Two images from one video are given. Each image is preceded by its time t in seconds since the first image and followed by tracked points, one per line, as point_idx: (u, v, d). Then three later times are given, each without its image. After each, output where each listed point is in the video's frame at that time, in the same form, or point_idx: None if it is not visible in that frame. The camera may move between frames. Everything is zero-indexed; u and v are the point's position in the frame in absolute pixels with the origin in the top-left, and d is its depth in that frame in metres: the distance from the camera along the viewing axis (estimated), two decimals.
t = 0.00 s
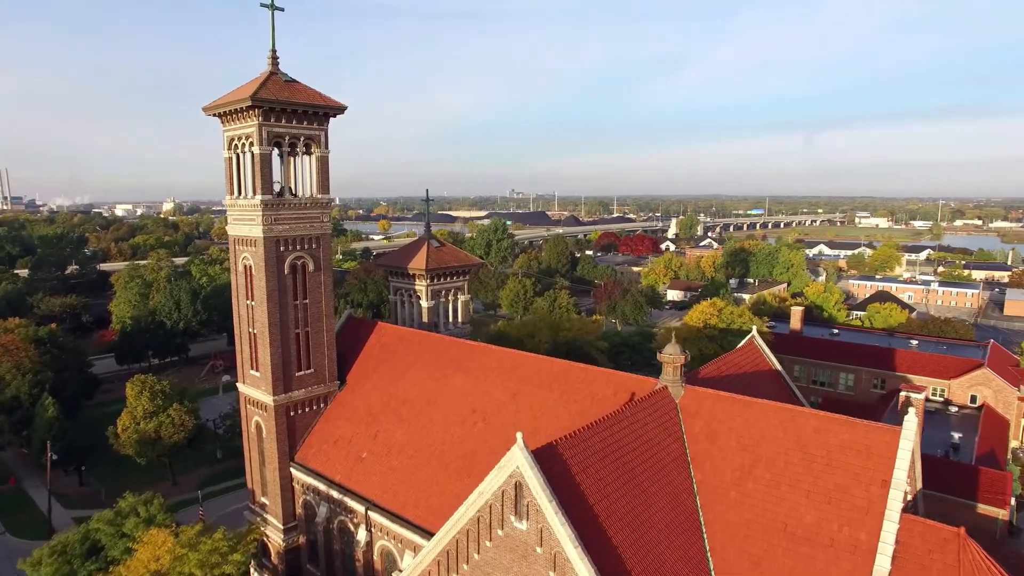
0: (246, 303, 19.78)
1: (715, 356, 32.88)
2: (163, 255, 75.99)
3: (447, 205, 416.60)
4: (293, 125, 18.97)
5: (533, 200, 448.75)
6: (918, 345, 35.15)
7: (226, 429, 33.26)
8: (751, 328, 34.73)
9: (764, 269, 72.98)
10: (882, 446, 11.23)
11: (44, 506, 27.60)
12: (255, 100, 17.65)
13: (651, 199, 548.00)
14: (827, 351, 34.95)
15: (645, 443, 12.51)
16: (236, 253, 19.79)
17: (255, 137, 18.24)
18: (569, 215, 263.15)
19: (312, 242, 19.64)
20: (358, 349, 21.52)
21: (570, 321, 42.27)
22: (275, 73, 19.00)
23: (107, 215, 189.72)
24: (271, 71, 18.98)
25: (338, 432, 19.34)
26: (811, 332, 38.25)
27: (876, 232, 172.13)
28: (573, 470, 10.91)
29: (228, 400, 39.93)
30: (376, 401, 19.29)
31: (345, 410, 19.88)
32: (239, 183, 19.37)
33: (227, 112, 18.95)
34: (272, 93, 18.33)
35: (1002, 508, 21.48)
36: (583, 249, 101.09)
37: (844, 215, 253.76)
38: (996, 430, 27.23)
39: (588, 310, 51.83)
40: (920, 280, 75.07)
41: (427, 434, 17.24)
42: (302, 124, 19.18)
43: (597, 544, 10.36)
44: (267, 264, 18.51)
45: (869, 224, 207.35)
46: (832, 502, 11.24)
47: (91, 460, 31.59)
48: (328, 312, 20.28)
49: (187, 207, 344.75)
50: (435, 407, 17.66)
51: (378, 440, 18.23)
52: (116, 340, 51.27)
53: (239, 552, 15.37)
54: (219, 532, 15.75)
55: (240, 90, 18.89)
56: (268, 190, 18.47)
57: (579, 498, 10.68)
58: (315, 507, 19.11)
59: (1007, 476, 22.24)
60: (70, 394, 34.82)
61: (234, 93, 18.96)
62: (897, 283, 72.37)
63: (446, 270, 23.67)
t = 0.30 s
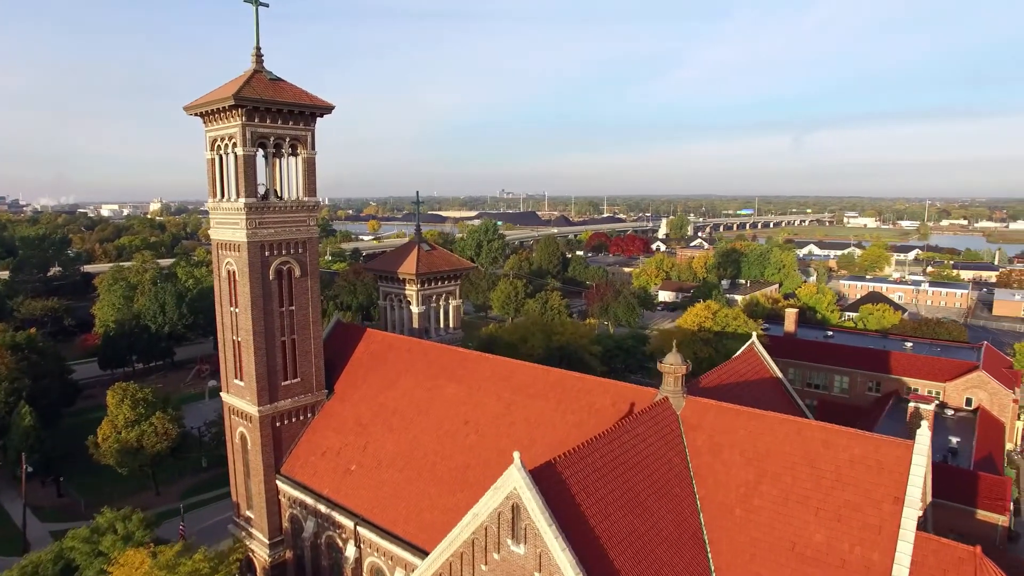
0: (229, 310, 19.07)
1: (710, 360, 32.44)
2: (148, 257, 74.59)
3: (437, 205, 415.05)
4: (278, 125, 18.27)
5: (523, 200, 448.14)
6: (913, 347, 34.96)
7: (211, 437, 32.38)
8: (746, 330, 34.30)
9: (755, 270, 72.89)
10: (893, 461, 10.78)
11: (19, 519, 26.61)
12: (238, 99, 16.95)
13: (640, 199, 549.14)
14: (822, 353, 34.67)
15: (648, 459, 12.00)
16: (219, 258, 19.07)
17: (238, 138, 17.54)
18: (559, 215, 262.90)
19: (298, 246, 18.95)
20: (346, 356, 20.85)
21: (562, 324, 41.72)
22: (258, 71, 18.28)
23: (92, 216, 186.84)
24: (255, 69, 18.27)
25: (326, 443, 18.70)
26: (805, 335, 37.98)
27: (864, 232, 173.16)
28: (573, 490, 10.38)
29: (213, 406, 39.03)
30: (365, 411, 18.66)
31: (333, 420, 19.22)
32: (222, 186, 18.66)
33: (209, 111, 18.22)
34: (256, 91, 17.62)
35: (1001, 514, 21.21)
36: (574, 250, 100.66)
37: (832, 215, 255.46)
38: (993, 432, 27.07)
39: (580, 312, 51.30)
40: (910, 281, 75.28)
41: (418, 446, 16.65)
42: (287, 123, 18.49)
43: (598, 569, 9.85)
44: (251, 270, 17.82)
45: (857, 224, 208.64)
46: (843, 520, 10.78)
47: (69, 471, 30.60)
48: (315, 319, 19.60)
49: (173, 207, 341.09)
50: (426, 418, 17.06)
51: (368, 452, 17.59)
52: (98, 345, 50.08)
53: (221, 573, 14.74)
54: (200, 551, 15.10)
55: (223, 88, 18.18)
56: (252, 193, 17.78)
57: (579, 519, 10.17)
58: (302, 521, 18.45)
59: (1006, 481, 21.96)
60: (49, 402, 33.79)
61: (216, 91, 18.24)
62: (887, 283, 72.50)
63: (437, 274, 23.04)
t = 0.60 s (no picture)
0: (212, 318, 18.36)
1: (705, 364, 32.03)
2: (132, 258, 73.11)
3: (428, 205, 413.57)
4: (263, 126, 17.59)
5: (514, 200, 447.58)
6: (908, 349, 34.73)
7: (196, 445, 31.55)
8: (742, 334, 33.90)
9: (747, 271, 72.76)
10: (908, 478, 10.32)
11: None
12: (220, 98, 16.25)
13: (630, 199, 550.27)
14: (817, 356, 34.42)
15: (650, 476, 11.49)
16: (201, 264, 18.35)
17: (221, 139, 16.84)
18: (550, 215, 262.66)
19: (284, 251, 18.27)
20: (335, 364, 20.18)
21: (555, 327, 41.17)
22: (242, 69, 17.60)
23: (76, 217, 183.96)
24: (239, 67, 17.58)
25: (314, 456, 18.04)
26: (800, 337, 37.71)
27: (853, 232, 174.17)
28: (574, 512, 9.88)
29: (199, 412, 38.14)
30: (354, 422, 18.01)
31: (321, 431, 18.56)
32: (204, 188, 17.96)
33: (191, 110, 17.49)
34: (239, 90, 16.93)
35: (1003, 521, 20.76)
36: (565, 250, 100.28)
37: (820, 215, 256.86)
38: (989, 437, 26.75)
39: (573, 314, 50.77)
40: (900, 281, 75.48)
41: (410, 459, 16.03)
42: (272, 123, 17.80)
43: None
44: (235, 276, 17.12)
45: (845, 224, 209.98)
46: (856, 540, 10.32)
47: (47, 482, 29.67)
48: (302, 326, 18.93)
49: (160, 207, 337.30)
50: (418, 430, 16.45)
51: (357, 465, 16.95)
52: (81, 349, 48.90)
53: None
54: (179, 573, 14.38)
55: (205, 87, 17.47)
56: (236, 195, 17.09)
57: (581, 543, 9.65)
58: (289, 537, 17.79)
59: (1005, 487, 21.54)
60: (28, 410, 32.77)
61: (198, 90, 17.52)
62: (878, 283, 72.60)
63: (428, 279, 22.42)
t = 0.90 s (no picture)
0: (195, 326, 17.65)
1: (701, 368, 31.89)
2: (117, 260, 71.79)
3: (419, 205, 412.12)
4: (247, 126, 16.90)
5: (505, 201, 447.47)
6: (904, 351, 34.48)
7: (182, 453, 30.71)
8: (737, 337, 33.52)
9: (740, 272, 72.61)
10: (925, 496, 9.85)
11: None
12: (202, 96, 15.55)
13: (621, 200, 551.24)
14: (813, 359, 34.10)
15: (654, 494, 10.98)
16: (183, 269, 17.63)
17: (203, 139, 16.15)
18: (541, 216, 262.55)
19: (270, 256, 17.58)
20: (323, 373, 19.50)
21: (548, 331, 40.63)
22: (225, 67, 16.91)
23: (61, 217, 181.08)
24: (222, 65, 16.90)
25: (302, 469, 17.38)
26: (795, 340, 37.37)
27: (843, 232, 175.13)
28: (575, 538, 9.38)
29: (184, 419, 37.28)
30: (344, 434, 17.36)
31: (310, 443, 17.88)
32: (186, 191, 17.26)
33: (171, 110, 16.78)
34: (222, 88, 16.24)
35: (1005, 528, 20.17)
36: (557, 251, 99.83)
37: (810, 216, 258.45)
38: (988, 441, 26.45)
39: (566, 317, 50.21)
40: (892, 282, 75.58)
41: (402, 474, 15.41)
42: (257, 123, 17.12)
43: None
44: (218, 283, 16.41)
45: (835, 224, 211.14)
46: (872, 564, 9.84)
47: (25, 493, 28.75)
48: (289, 334, 18.25)
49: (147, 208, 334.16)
50: (410, 443, 15.84)
51: (347, 479, 16.30)
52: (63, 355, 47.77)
53: None
54: None
55: (186, 85, 16.76)
56: (219, 199, 16.41)
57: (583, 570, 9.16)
58: (276, 553, 17.13)
59: (1008, 493, 21.00)
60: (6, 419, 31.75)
61: (179, 88, 16.82)
62: (870, 284, 72.65)
63: (420, 285, 21.80)
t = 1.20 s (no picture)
0: (179, 335, 16.95)
1: (698, 371, 31.68)
2: (104, 262, 70.56)
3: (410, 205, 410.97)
4: (232, 126, 16.20)
5: (497, 201, 447.02)
6: (901, 354, 34.19)
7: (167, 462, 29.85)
8: (734, 341, 33.06)
9: (734, 273, 72.38)
10: (947, 518, 9.37)
11: None
12: (183, 95, 14.84)
13: (612, 199, 551.99)
14: (811, 363, 33.75)
15: (661, 515, 10.44)
16: (166, 276, 16.93)
17: (185, 140, 15.44)
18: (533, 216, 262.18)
19: (257, 262, 16.90)
20: (312, 383, 18.84)
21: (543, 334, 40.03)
22: (208, 64, 16.20)
23: (48, 218, 178.92)
24: (205, 63, 16.19)
25: (291, 483, 16.72)
26: (792, 343, 37.02)
27: (834, 232, 175.91)
28: (579, 567, 8.84)
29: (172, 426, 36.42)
30: (334, 446, 16.73)
31: (298, 456, 17.23)
32: (168, 194, 16.55)
33: (152, 110, 16.05)
34: (206, 87, 15.52)
35: (1013, 539, 19.91)
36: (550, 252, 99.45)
37: (800, 216, 259.59)
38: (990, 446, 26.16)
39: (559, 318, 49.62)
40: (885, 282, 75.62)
41: (395, 490, 14.78)
42: (242, 123, 16.42)
43: None
44: (202, 291, 15.72)
45: (826, 224, 212.01)
46: None
47: (4, 506, 27.83)
48: (277, 343, 17.58)
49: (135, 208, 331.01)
50: (403, 457, 15.22)
51: (337, 494, 15.65)
52: (47, 360, 46.69)
53: None
54: None
55: (168, 84, 16.05)
56: (203, 202, 15.72)
57: None
58: (263, 571, 16.45)
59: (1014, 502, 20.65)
60: None
61: (160, 87, 16.10)
62: (863, 285, 72.64)
63: (412, 290, 21.17)
